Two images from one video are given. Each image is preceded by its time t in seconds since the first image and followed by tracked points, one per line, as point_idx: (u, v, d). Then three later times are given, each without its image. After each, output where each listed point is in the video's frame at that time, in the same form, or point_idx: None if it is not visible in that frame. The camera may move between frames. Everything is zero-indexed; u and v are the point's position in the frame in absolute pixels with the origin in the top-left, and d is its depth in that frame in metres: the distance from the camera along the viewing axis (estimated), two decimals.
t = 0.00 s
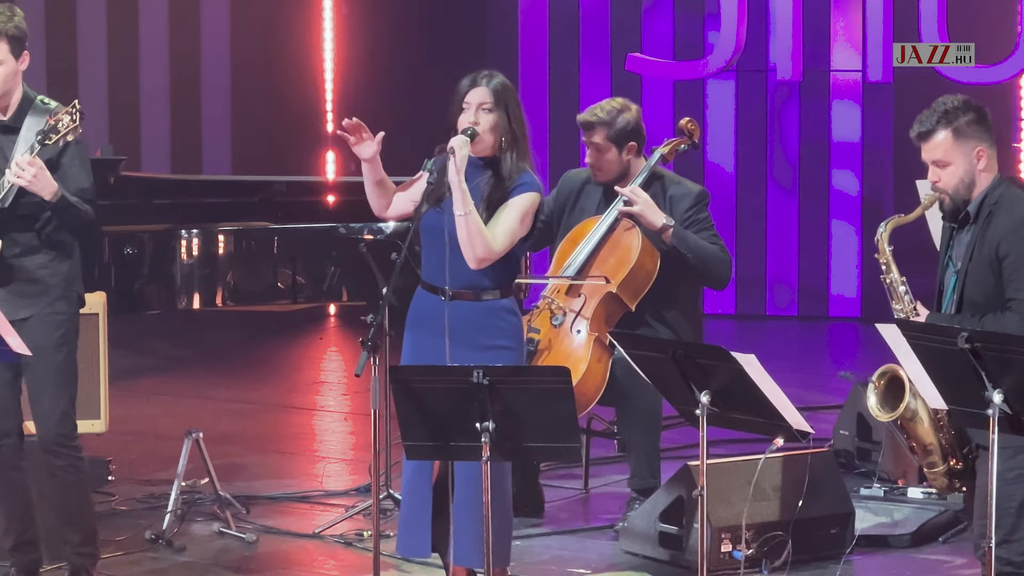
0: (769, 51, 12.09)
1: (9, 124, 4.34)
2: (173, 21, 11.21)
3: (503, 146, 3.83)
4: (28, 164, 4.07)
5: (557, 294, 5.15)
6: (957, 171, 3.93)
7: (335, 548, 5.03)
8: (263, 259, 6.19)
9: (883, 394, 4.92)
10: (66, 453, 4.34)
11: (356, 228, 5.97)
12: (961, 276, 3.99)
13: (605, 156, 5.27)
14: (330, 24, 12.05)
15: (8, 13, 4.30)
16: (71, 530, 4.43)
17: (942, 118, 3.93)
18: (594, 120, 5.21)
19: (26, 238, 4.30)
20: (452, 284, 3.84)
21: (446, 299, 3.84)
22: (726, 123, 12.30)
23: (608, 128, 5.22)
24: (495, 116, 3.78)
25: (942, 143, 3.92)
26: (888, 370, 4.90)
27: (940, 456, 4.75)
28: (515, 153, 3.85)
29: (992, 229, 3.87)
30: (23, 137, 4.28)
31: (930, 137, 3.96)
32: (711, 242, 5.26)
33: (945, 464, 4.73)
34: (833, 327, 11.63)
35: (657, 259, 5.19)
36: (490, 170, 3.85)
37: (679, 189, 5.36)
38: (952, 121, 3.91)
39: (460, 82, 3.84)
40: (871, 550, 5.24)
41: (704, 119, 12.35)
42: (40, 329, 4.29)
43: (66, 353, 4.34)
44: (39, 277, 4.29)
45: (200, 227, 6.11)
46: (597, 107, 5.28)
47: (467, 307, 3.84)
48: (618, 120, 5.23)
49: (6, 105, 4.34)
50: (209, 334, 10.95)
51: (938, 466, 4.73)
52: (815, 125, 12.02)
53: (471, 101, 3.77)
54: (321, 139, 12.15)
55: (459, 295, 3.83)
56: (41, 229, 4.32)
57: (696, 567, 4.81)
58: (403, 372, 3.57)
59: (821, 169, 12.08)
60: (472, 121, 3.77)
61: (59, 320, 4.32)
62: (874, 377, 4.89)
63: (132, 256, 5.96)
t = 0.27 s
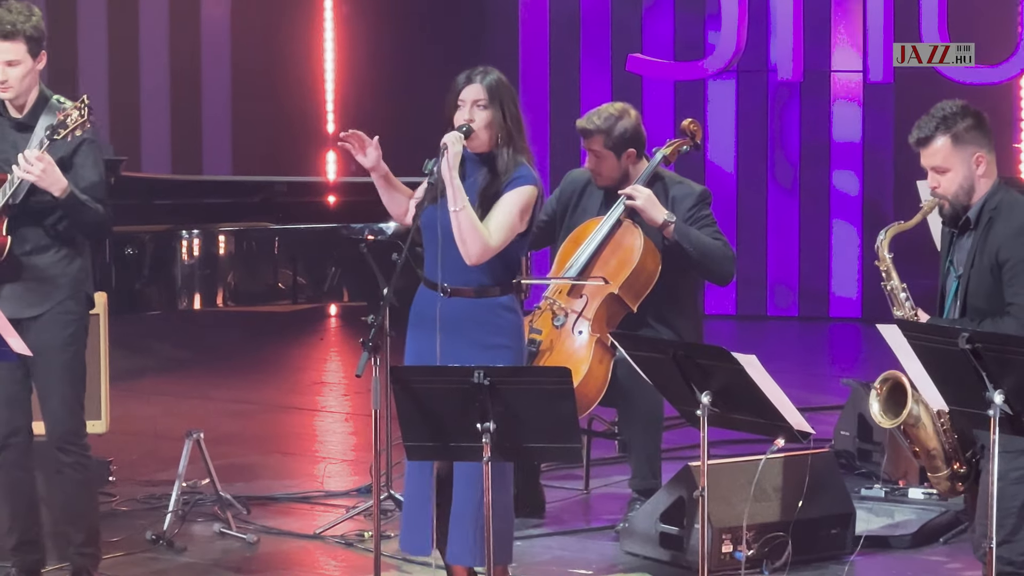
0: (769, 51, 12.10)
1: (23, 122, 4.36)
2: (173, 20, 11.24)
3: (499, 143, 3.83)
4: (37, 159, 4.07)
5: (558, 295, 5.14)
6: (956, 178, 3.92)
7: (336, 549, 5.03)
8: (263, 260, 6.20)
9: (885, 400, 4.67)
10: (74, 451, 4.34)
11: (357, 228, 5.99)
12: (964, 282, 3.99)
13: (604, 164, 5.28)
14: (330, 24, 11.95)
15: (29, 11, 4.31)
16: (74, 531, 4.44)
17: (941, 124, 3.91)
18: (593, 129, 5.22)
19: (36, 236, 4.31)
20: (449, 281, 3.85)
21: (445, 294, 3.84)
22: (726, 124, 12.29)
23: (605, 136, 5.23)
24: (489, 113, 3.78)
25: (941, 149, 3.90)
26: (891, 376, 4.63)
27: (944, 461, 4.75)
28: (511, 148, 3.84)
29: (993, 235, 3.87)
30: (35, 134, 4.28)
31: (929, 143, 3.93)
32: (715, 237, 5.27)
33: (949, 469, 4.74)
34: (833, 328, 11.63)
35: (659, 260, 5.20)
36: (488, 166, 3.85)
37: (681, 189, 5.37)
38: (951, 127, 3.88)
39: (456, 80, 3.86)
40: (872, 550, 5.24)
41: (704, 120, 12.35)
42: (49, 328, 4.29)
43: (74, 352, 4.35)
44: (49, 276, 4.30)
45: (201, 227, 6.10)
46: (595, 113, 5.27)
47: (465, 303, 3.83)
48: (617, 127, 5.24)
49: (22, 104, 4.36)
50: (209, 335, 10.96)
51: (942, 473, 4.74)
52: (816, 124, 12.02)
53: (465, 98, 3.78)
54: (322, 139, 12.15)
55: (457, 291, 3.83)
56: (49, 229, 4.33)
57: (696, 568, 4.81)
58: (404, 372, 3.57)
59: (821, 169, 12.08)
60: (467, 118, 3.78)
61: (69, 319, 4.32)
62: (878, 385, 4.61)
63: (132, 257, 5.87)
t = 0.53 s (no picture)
0: (770, 51, 12.09)
1: (39, 121, 4.38)
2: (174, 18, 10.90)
3: (496, 138, 3.84)
4: (46, 156, 4.07)
5: (559, 295, 5.15)
6: (958, 177, 3.92)
7: (337, 549, 5.03)
8: (263, 260, 6.19)
9: (886, 400, 4.73)
10: (79, 450, 4.34)
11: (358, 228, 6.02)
12: (966, 282, 4.00)
13: (604, 166, 5.27)
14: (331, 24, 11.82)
15: (48, 11, 4.33)
16: (76, 530, 4.44)
17: (943, 123, 3.90)
18: (592, 133, 5.20)
19: (46, 234, 4.32)
20: (448, 276, 3.86)
21: (445, 290, 3.85)
22: (727, 124, 12.30)
23: (604, 139, 5.21)
24: (486, 108, 3.78)
25: (943, 149, 3.89)
26: (892, 375, 4.69)
27: (945, 461, 4.80)
28: (509, 142, 3.84)
29: (994, 236, 3.88)
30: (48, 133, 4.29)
31: (931, 142, 3.93)
32: (715, 237, 5.27)
33: (950, 468, 4.78)
34: (834, 328, 11.61)
35: (658, 260, 5.20)
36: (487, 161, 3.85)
37: (681, 189, 5.37)
38: (953, 127, 3.87)
39: (452, 76, 3.86)
40: (872, 550, 5.24)
41: (704, 121, 12.36)
42: (59, 328, 4.30)
43: (83, 350, 4.35)
44: (57, 275, 4.30)
45: (201, 227, 6.10)
46: (592, 117, 5.25)
47: (464, 297, 3.83)
48: (615, 130, 5.22)
49: (38, 104, 4.40)
50: (210, 336, 10.96)
51: (942, 472, 4.79)
52: (816, 125, 12.02)
53: (461, 94, 3.79)
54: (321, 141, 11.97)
55: (457, 286, 3.84)
56: (59, 227, 4.34)
57: (697, 568, 4.81)
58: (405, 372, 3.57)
59: (822, 169, 12.07)
60: (464, 113, 3.78)
61: (77, 319, 4.33)
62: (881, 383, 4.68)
63: (132, 256, 5.90)
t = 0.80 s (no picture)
0: (770, 51, 12.10)
1: (53, 120, 4.39)
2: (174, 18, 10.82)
3: (492, 134, 3.84)
4: (59, 152, 4.08)
5: (558, 296, 5.16)
6: (959, 175, 3.92)
7: (337, 549, 5.04)
8: (263, 260, 6.20)
9: (887, 398, 4.79)
10: (84, 450, 4.35)
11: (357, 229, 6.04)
12: (966, 279, 4.00)
13: (603, 167, 5.26)
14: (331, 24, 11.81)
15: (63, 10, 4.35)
16: (78, 531, 4.44)
17: (944, 121, 3.91)
18: (590, 134, 5.20)
19: (56, 234, 4.33)
20: (449, 272, 3.86)
21: (445, 285, 3.86)
22: (727, 124, 12.30)
23: (603, 140, 5.21)
24: (481, 105, 3.78)
25: (944, 147, 3.89)
26: (893, 373, 4.76)
27: (945, 459, 4.82)
28: (504, 137, 3.85)
29: (994, 235, 3.88)
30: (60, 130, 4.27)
31: (932, 140, 3.92)
32: (713, 238, 5.27)
33: (950, 467, 4.80)
34: (834, 328, 11.61)
35: (657, 260, 5.21)
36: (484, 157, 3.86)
37: (680, 189, 5.37)
38: (954, 125, 3.88)
39: (447, 75, 3.86)
40: (872, 551, 5.24)
41: (704, 121, 12.37)
42: (65, 328, 4.31)
43: (90, 348, 4.37)
44: (64, 274, 4.31)
45: (201, 228, 6.10)
46: (591, 118, 5.25)
47: (465, 292, 3.84)
48: (613, 131, 5.22)
49: (53, 103, 4.41)
50: (209, 336, 10.96)
51: (943, 470, 4.80)
52: (816, 124, 12.02)
53: (457, 91, 3.79)
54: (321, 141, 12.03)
55: (458, 281, 3.85)
56: (65, 227, 4.35)
57: (697, 568, 4.81)
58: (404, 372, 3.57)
59: (822, 169, 12.07)
60: (459, 112, 3.78)
61: (86, 319, 4.34)
62: (880, 381, 4.77)
63: (133, 257, 5.85)
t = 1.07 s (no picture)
0: (770, 51, 12.10)
1: (66, 121, 4.40)
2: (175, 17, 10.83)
3: (487, 133, 3.84)
4: (72, 151, 4.10)
5: (556, 295, 5.15)
6: (959, 172, 3.92)
7: (337, 550, 5.04)
8: (264, 260, 6.21)
9: (886, 395, 4.90)
10: (89, 450, 4.35)
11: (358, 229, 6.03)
12: (965, 275, 3.99)
13: (602, 166, 5.27)
14: (331, 25, 11.88)
15: (73, 12, 4.35)
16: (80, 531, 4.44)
17: (945, 118, 3.92)
18: (589, 134, 5.20)
19: (67, 234, 4.35)
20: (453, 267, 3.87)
21: (448, 280, 3.87)
22: (727, 124, 12.29)
23: (602, 139, 5.21)
24: (477, 107, 3.78)
25: (945, 144, 3.90)
26: (892, 370, 4.87)
27: (943, 456, 4.88)
28: (500, 136, 3.85)
29: (994, 232, 3.87)
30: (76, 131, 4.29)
31: (933, 136, 3.94)
32: (709, 238, 5.25)
33: (949, 464, 4.86)
34: (834, 328, 11.61)
35: (655, 259, 5.19)
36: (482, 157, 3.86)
37: (677, 189, 5.37)
38: (955, 122, 3.89)
39: (442, 76, 3.85)
40: (872, 550, 5.24)
41: (704, 121, 12.36)
42: (71, 329, 4.31)
43: (100, 349, 4.37)
44: (72, 273, 4.32)
45: (201, 228, 6.10)
46: (590, 116, 5.25)
47: (469, 287, 3.85)
48: (613, 130, 5.21)
49: (65, 104, 4.42)
50: (209, 336, 10.95)
51: (942, 467, 4.85)
52: (816, 125, 12.02)
53: (452, 94, 3.78)
54: (321, 141, 12.03)
55: (462, 276, 3.85)
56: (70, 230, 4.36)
57: (697, 568, 4.81)
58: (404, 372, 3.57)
59: (822, 169, 12.07)
60: (456, 114, 3.78)
61: (93, 319, 4.34)
62: (879, 377, 4.91)
63: (133, 257, 5.86)
